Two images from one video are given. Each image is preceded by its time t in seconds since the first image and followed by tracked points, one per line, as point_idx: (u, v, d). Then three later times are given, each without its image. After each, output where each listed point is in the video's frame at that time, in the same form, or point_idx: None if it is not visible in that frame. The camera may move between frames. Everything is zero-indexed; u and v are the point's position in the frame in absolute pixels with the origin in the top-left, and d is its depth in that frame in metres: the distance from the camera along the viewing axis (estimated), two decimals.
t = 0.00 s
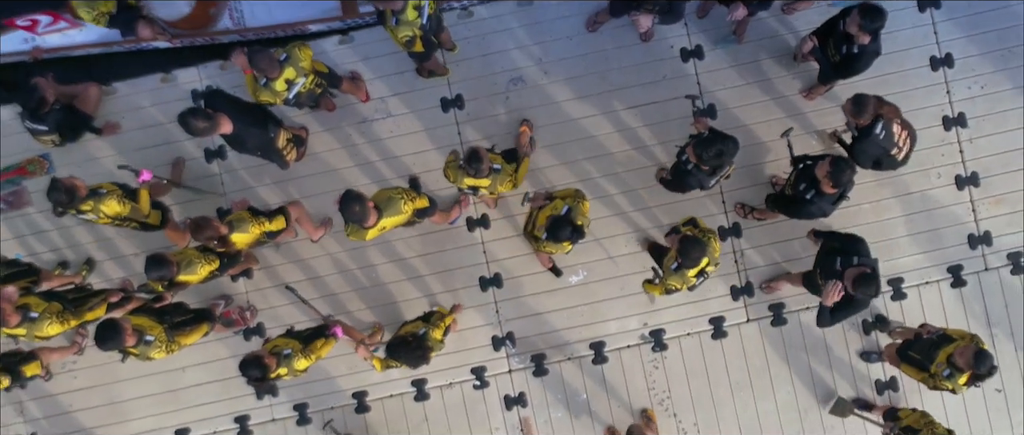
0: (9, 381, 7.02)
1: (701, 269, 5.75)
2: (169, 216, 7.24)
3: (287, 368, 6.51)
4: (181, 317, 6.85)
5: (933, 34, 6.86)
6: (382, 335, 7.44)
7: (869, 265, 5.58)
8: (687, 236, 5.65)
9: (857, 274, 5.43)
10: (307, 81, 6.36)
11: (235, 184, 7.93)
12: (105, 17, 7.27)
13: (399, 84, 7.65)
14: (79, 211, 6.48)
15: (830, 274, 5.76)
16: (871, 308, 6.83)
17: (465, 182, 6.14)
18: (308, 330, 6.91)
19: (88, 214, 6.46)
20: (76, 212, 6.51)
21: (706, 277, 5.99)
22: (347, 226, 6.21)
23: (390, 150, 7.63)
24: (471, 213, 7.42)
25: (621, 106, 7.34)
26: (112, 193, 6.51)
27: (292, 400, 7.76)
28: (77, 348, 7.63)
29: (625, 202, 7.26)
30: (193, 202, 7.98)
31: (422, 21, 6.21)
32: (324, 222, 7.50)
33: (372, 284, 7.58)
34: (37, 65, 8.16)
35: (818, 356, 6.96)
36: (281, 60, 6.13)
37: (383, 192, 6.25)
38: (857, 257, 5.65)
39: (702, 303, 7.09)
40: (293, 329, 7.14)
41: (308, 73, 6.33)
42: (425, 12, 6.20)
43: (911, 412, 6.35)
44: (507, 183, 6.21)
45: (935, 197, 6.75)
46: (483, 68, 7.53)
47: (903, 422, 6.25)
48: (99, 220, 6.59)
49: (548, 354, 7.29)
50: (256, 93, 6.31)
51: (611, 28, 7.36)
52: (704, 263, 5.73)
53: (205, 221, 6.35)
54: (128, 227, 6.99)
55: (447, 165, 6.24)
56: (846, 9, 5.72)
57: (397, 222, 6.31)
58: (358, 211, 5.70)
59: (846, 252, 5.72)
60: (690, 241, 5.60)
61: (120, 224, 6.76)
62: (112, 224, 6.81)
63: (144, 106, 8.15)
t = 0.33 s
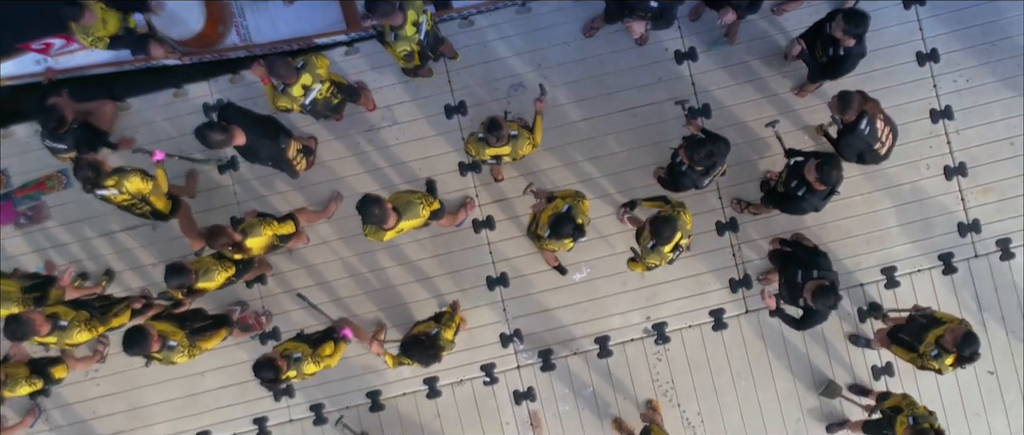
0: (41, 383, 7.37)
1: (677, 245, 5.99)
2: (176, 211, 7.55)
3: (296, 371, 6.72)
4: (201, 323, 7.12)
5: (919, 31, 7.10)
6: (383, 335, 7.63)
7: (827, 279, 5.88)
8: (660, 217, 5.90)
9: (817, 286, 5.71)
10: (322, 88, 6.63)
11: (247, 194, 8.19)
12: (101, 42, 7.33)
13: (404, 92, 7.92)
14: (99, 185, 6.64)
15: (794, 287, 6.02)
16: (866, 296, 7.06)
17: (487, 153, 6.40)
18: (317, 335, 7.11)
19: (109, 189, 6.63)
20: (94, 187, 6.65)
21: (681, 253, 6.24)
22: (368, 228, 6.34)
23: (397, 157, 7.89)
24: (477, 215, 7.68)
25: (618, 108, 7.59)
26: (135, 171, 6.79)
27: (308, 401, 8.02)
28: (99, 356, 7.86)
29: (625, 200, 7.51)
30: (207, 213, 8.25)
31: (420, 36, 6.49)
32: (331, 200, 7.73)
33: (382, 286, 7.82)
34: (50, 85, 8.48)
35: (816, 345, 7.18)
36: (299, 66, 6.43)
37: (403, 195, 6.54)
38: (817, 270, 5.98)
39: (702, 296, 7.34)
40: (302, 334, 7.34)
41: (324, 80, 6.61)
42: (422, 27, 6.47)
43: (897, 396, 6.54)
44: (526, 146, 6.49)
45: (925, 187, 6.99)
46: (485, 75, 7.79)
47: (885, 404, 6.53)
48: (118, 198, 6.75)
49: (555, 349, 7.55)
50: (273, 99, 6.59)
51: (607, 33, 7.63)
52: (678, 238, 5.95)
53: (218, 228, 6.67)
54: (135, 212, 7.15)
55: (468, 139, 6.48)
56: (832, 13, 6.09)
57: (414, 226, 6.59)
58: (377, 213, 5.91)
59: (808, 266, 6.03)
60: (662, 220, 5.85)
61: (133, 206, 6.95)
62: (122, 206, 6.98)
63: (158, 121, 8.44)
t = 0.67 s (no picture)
0: (66, 389, 7.63)
1: (655, 226, 6.23)
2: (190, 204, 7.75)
3: (309, 373, 6.92)
4: (218, 326, 7.38)
5: (904, 27, 7.33)
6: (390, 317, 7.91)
7: (793, 283, 6.07)
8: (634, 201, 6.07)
9: (778, 290, 5.93)
10: (329, 99, 6.88)
11: (257, 201, 8.44)
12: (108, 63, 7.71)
13: (408, 99, 8.15)
14: (123, 177, 6.85)
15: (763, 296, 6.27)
16: (859, 285, 7.29)
17: (495, 126, 6.80)
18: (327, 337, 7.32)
19: (133, 179, 6.85)
20: (119, 178, 6.87)
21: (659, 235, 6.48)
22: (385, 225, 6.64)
23: (403, 162, 8.14)
24: (481, 216, 7.93)
25: (615, 110, 7.84)
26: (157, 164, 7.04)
27: (322, 400, 8.25)
28: (118, 362, 8.10)
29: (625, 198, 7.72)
30: (220, 220, 8.53)
31: (416, 60, 6.79)
32: (339, 205, 8.03)
33: (391, 288, 8.07)
34: (63, 102, 8.75)
35: (813, 334, 7.40)
36: (307, 78, 6.68)
37: (419, 197, 6.78)
38: (779, 274, 6.20)
39: (701, 289, 7.57)
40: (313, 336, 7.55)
41: (331, 91, 6.85)
42: (420, 52, 6.80)
43: (885, 387, 6.74)
44: (533, 119, 6.87)
45: (914, 178, 7.21)
46: (485, 80, 8.06)
47: (872, 393, 6.70)
48: (140, 189, 6.94)
49: (560, 344, 7.78)
50: (281, 110, 6.84)
51: (602, 37, 7.88)
52: (656, 220, 6.17)
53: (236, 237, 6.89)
54: (151, 208, 7.33)
55: (477, 115, 6.88)
56: (820, 16, 6.36)
57: (433, 226, 6.84)
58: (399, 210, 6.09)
59: (772, 271, 6.26)
60: (638, 204, 6.03)
61: (153, 200, 7.15)
62: (140, 199, 7.16)
63: (171, 132, 8.71)
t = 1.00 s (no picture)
0: (90, 396, 7.92)
1: (642, 195, 6.43)
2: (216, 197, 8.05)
3: (327, 372, 7.17)
4: (235, 331, 7.65)
5: (891, 23, 7.55)
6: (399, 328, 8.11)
7: (752, 281, 6.38)
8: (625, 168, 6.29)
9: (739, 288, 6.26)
10: (331, 116, 7.16)
11: (268, 210, 8.70)
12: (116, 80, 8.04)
13: (411, 106, 8.38)
14: (152, 174, 7.13)
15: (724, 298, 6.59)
16: (855, 275, 7.50)
17: (495, 101, 6.84)
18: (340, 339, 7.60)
19: (162, 175, 7.15)
20: (148, 176, 7.15)
21: (647, 204, 6.67)
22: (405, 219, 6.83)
23: (408, 167, 8.37)
24: (486, 218, 8.17)
25: (612, 111, 8.08)
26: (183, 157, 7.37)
27: (336, 402, 8.45)
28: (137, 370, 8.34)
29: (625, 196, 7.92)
30: (232, 229, 8.79)
31: (414, 75, 7.07)
32: (347, 211, 8.29)
33: (400, 290, 8.31)
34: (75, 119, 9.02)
35: (810, 323, 7.60)
36: (312, 95, 6.93)
37: (438, 196, 7.02)
38: (736, 275, 6.56)
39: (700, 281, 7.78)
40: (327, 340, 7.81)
41: (334, 108, 7.12)
42: (417, 67, 7.06)
43: (867, 384, 6.95)
44: (532, 93, 6.90)
45: (904, 170, 7.44)
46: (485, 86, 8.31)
47: (854, 389, 6.94)
48: (170, 184, 7.23)
49: (566, 340, 8.02)
50: (284, 121, 7.12)
51: (598, 41, 8.12)
52: (642, 189, 6.39)
53: (252, 245, 7.10)
54: (183, 204, 7.55)
55: (476, 89, 6.91)
56: (808, 16, 6.61)
57: (450, 225, 7.05)
58: (421, 205, 6.33)
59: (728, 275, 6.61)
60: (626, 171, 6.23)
61: (183, 194, 7.41)
62: (171, 197, 7.39)
63: (182, 145, 8.98)
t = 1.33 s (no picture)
0: (113, 404, 8.20)
1: (632, 156, 6.71)
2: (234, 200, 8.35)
3: (349, 372, 7.43)
4: (253, 335, 7.89)
5: (878, 18, 7.77)
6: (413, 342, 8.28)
7: (724, 289, 6.76)
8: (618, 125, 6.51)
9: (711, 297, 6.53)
10: (332, 130, 7.39)
11: (279, 219, 8.96)
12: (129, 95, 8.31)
13: (414, 113, 8.62)
14: (173, 181, 7.40)
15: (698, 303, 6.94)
16: (850, 264, 7.72)
17: (505, 77, 7.31)
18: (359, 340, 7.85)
19: (182, 182, 7.41)
20: (169, 183, 7.43)
21: (637, 166, 6.94)
22: (411, 198, 7.09)
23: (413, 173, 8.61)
24: (490, 220, 8.41)
25: (610, 112, 8.32)
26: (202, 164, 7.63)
27: (350, 403, 8.69)
28: (157, 377, 8.60)
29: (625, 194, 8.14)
30: (245, 239, 9.06)
31: (415, 82, 7.31)
32: (356, 217, 8.55)
33: (410, 293, 8.56)
34: (89, 135, 9.32)
35: (808, 312, 7.81)
36: (315, 109, 7.13)
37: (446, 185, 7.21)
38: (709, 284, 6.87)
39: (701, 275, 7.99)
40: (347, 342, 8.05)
41: (336, 123, 7.35)
42: (417, 74, 7.31)
43: (849, 377, 7.21)
44: (538, 69, 7.41)
45: (896, 161, 7.67)
46: (485, 92, 8.54)
47: (837, 383, 7.20)
48: (189, 190, 7.51)
49: (572, 337, 8.25)
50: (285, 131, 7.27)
51: (594, 45, 8.36)
52: (633, 150, 6.65)
53: (268, 255, 7.42)
54: (203, 208, 7.92)
55: (486, 69, 7.37)
56: (796, 14, 6.84)
57: (455, 212, 7.23)
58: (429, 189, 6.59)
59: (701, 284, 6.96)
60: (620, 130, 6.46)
61: (202, 199, 7.72)
62: (191, 202, 7.72)
63: (193, 158, 9.25)
